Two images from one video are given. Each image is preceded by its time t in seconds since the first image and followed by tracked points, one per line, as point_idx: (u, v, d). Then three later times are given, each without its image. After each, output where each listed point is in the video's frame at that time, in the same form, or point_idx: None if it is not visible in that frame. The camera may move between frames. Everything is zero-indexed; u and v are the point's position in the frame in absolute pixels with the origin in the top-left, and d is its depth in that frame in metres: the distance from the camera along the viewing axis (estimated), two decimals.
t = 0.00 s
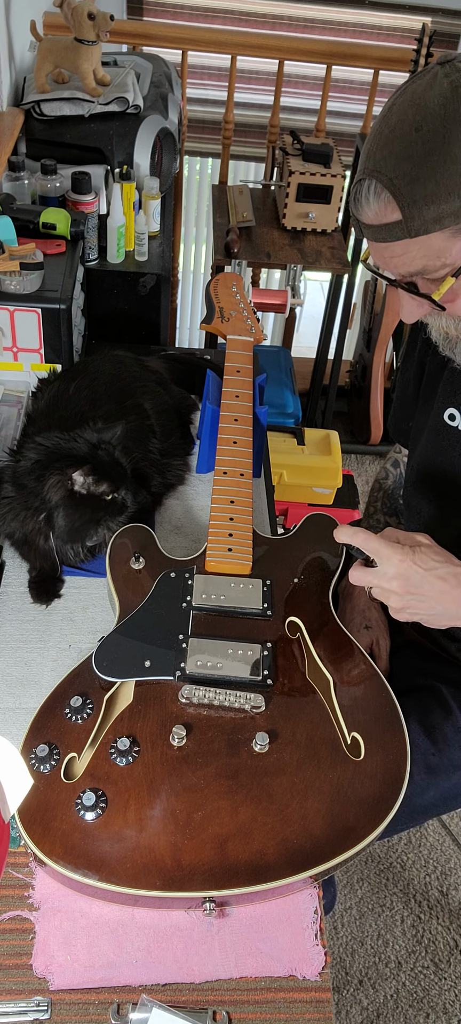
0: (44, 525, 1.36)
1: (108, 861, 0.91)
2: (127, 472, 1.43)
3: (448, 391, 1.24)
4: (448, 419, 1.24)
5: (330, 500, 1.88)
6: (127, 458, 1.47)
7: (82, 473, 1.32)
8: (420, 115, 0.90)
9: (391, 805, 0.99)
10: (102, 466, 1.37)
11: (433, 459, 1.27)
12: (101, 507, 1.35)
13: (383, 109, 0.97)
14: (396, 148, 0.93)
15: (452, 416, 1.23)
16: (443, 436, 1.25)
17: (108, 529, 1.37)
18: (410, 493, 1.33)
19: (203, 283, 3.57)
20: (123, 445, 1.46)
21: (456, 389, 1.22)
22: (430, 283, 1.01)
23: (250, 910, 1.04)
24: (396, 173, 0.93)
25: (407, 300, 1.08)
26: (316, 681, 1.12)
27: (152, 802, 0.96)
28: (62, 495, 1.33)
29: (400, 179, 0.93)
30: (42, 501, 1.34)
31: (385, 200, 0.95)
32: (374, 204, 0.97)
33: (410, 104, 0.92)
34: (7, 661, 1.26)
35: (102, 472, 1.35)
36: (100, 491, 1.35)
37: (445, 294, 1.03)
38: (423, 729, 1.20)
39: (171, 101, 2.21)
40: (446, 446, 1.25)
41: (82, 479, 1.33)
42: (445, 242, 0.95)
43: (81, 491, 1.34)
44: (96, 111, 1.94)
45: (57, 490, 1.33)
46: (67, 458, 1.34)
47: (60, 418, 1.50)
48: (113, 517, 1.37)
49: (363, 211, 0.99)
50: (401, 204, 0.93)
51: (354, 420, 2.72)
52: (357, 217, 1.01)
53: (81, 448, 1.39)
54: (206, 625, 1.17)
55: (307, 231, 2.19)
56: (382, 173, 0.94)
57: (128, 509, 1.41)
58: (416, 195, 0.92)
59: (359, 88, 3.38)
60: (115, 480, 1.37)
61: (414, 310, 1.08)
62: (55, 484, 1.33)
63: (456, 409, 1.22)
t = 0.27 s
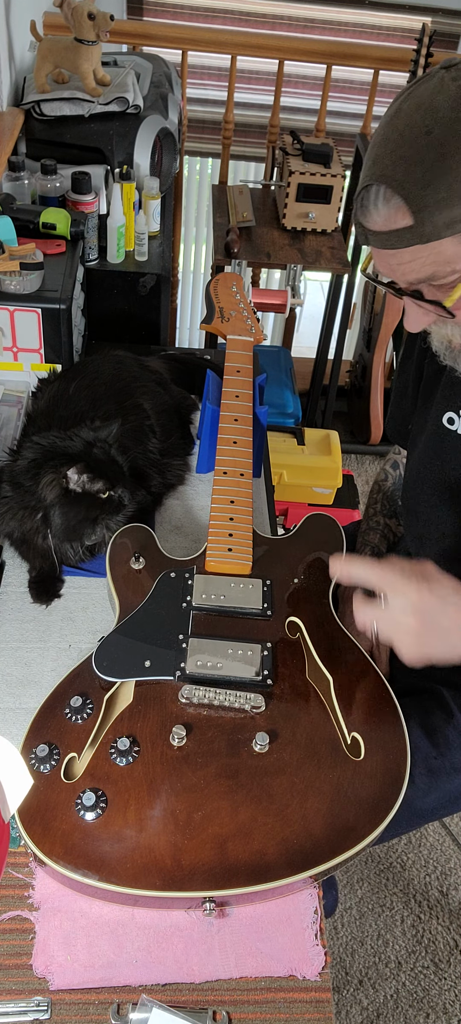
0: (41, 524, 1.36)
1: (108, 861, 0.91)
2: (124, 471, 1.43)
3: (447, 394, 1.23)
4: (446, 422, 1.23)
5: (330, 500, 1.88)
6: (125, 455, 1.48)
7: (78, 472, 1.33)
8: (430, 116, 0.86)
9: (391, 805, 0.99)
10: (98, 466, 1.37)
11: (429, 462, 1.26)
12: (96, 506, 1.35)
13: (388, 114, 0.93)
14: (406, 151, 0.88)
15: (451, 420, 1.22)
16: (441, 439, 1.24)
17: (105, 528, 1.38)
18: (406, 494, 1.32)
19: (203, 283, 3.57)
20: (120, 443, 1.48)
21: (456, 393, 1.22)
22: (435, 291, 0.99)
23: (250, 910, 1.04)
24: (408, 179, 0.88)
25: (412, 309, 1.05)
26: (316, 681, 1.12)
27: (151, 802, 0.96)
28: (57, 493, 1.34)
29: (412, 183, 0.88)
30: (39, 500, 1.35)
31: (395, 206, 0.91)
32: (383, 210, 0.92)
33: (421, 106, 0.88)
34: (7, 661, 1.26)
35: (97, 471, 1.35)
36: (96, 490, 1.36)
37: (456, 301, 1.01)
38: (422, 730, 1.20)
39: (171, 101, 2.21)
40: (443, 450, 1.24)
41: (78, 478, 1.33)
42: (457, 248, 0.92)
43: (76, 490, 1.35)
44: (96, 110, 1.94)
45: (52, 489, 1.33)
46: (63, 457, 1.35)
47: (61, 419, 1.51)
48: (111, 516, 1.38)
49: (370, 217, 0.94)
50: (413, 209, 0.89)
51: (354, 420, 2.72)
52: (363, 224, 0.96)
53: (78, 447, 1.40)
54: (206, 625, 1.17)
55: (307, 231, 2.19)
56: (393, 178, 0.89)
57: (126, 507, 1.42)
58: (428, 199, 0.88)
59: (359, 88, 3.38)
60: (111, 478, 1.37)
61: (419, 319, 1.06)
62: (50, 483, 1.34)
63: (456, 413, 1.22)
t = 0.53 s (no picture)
0: (36, 523, 1.37)
1: (108, 860, 0.91)
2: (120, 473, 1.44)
3: (449, 398, 1.23)
4: (448, 426, 1.23)
5: (329, 500, 1.88)
6: (124, 458, 1.48)
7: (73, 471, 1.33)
8: (457, 107, 0.89)
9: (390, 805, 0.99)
10: (94, 467, 1.38)
11: (430, 466, 1.26)
12: (90, 507, 1.36)
13: (409, 109, 0.95)
14: (433, 140, 0.90)
15: (452, 425, 1.22)
16: (442, 443, 1.24)
17: (99, 529, 1.39)
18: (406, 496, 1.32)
19: (203, 283, 3.57)
20: (119, 445, 1.48)
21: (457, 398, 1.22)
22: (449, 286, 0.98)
23: (250, 910, 1.04)
24: (435, 167, 0.89)
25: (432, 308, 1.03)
26: (316, 681, 1.12)
27: (151, 802, 0.96)
28: (50, 492, 1.34)
29: (440, 171, 0.89)
30: (34, 499, 1.36)
31: (424, 195, 0.92)
32: (411, 200, 0.93)
33: (445, 99, 0.90)
34: (7, 661, 1.26)
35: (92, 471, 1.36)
36: (90, 491, 1.36)
37: None
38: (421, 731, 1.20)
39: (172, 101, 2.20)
40: (444, 454, 1.24)
41: (72, 478, 1.33)
42: None
43: (70, 491, 1.35)
44: (96, 110, 1.95)
45: (45, 487, 1.34)
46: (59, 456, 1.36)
47: (61, 418, 1.50)
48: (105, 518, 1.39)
49: (396, 209, 0.95)
50: (443, 197, 0.90)
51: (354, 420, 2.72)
52: (388, 217, 0.96)
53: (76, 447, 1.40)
54: (206, 625, 1.17)
55: (307, 231, 2.19)
56: (420, 167, 0.90)
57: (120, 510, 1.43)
58: (456, 186, 0.89)
59: (359, 88, 3.38)
60: (106, 480, 1.38)
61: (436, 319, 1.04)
62: (44, 482, 1.35)
63: (457, 418, 1.22)
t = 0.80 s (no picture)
0: (25, 521, 1.39)
1: (108, 861, 0.91)
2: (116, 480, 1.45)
3: (450, 404, 1.24)
4: (448, 431, 1.24)
5: (330, 500, 1.88)
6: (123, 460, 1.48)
7: (61, 474, 1.36)
8: (453, 106, 0.89)
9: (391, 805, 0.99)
10: (88, 470, 1.40)
11: (431, 470, 1.27)
12: (77, 509, 1.38)
13: (406, 107, 0.95)
14: (428, 138, 0.90)
15: (452, 429, 1.23)
16: (443, 448, 1.25)
17: (85, 533, 1.40)
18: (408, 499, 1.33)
19: (203, 283, 3.57)
20: (120, 449, 1.47)
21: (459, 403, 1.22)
22: (444, 288, 0.98)
23: (250, 910, 1.04)
24: (428, 165, 0.89)
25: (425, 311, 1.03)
26: (316, 681, 1.12)
27: (150, 802, 0.96)
28: (37, 489, 1.36)
29: (434, 168, 0.89)
30: (23, 496, 1.38)
31: (417, 193, 0.91)
32: (404, 197, 0.93)
33: (441, 96, 0.90)
34: (7, 661, 1.26)
35: (81, 474, 1.38)
36: (78, 494, 1.38)
37: None
38: (421, 732, 1.20)
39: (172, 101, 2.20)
40: (444, 459, 1.25)
41: (61, 480, 1.36)
42: None
43: (58, 490, 1.37)
44: (96, 110, 1.94)
45: (34, 483, 1.36)
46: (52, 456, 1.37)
47: (61, 418, 1.50)
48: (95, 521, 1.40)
49: (389, 207, 0.95)
50: (436, 194, 0.90)
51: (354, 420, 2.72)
52: (382, 215, 0.96)
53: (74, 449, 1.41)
54: (206, 625, 1.17)
55: (307, 231, 2.19)
56: (414, 164, 0.90)
57: (110, 516, 1.42)
58: (450, 183, 0.88)
59: (359, 88, 3.38)
60: (97, 484, 1.40)
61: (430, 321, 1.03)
62: (33, 478, 1.36)
63: (457, 422, 1.22)
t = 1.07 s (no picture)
0: (15, 517, 1.36)
1: (109, 861, 0.91)
2: (109, 485, 1.40)
3: (449, 406, 1.24)
4: (448, 433, 1.24)
5: (330, 500, 1.88)
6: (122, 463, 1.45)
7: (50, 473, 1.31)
8: (456, 105, 0.88)
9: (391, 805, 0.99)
10: (81, 475, 1.35)
11: (429, 471, 1.27)
12: (65, 511, 1.35)
13: (411, 104, 0.94)
14: (429, 137, 0.89)
15: (452, 431, 1.23)
16: (442, 449, 1.25)
17: (75, 533, 1.36)
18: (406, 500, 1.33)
19: (203, 283, 3.57)
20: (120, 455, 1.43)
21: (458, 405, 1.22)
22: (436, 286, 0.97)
23: (250, 910, 1.04)
24: (425, 165, 0.89)
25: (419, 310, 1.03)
26: (316, 681, 1.12)
27: (150, 802, 0.96)
28: (29, 489, 1.33)
29: (433, 167, 0.89)
30: (12, 492, 1.35)
31: (414, 191, 0.91)
32: (401, 196, 0.93)
33: (445, 94, 0.89)
34: (7, 661, 1.26)
35: (73, 476, 1.34)
36: (68, 497, 1.35)
37: None
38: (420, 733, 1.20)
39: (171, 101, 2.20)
40: (444, 460, 1.25)
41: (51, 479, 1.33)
42: None
43: (50, 490, 1.34)
44: (96, 110, 1.94)
45: (25, 483, 1.32)
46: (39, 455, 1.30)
47: (61, 418, 1.50)
48: (84, 525, 1.36)
49: (387, 204, 0.95)
50: (433, 193, 0.89)
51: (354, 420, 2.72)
52: (379, 211, 0.96)
53: (71, 451, 1.37)
54: (206, 625, 1.17)
55: (307, 231, 2.19)
56: (413, 162, 0.90)
57: (98, 521, 1.37)
58: (448, 183, 0.88)
59: (358, 88, 3.39)
60: (87, 490, 1.35)
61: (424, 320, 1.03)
62: (24, 476, 1.32)
63: (456, 425, 1.22)
